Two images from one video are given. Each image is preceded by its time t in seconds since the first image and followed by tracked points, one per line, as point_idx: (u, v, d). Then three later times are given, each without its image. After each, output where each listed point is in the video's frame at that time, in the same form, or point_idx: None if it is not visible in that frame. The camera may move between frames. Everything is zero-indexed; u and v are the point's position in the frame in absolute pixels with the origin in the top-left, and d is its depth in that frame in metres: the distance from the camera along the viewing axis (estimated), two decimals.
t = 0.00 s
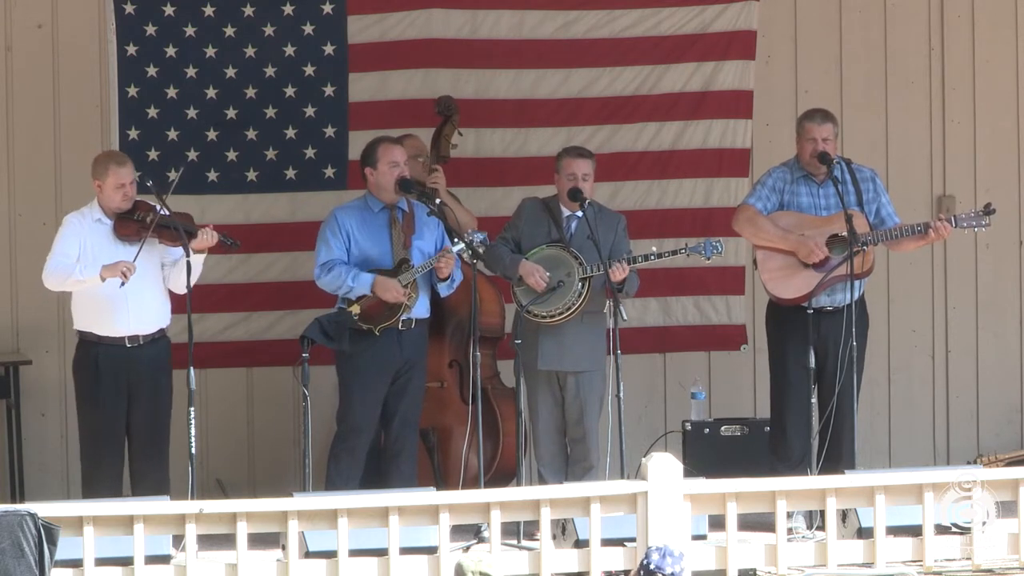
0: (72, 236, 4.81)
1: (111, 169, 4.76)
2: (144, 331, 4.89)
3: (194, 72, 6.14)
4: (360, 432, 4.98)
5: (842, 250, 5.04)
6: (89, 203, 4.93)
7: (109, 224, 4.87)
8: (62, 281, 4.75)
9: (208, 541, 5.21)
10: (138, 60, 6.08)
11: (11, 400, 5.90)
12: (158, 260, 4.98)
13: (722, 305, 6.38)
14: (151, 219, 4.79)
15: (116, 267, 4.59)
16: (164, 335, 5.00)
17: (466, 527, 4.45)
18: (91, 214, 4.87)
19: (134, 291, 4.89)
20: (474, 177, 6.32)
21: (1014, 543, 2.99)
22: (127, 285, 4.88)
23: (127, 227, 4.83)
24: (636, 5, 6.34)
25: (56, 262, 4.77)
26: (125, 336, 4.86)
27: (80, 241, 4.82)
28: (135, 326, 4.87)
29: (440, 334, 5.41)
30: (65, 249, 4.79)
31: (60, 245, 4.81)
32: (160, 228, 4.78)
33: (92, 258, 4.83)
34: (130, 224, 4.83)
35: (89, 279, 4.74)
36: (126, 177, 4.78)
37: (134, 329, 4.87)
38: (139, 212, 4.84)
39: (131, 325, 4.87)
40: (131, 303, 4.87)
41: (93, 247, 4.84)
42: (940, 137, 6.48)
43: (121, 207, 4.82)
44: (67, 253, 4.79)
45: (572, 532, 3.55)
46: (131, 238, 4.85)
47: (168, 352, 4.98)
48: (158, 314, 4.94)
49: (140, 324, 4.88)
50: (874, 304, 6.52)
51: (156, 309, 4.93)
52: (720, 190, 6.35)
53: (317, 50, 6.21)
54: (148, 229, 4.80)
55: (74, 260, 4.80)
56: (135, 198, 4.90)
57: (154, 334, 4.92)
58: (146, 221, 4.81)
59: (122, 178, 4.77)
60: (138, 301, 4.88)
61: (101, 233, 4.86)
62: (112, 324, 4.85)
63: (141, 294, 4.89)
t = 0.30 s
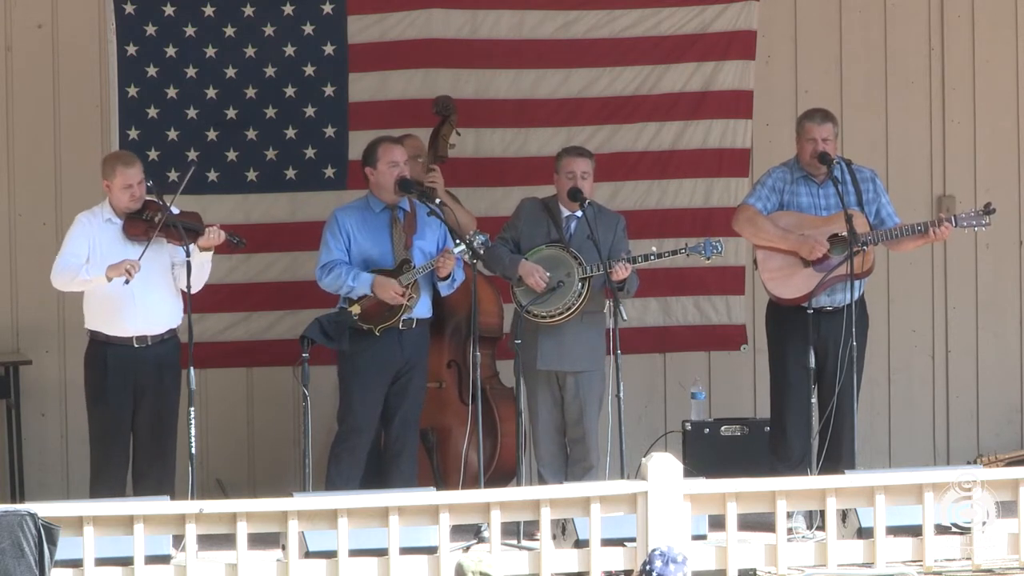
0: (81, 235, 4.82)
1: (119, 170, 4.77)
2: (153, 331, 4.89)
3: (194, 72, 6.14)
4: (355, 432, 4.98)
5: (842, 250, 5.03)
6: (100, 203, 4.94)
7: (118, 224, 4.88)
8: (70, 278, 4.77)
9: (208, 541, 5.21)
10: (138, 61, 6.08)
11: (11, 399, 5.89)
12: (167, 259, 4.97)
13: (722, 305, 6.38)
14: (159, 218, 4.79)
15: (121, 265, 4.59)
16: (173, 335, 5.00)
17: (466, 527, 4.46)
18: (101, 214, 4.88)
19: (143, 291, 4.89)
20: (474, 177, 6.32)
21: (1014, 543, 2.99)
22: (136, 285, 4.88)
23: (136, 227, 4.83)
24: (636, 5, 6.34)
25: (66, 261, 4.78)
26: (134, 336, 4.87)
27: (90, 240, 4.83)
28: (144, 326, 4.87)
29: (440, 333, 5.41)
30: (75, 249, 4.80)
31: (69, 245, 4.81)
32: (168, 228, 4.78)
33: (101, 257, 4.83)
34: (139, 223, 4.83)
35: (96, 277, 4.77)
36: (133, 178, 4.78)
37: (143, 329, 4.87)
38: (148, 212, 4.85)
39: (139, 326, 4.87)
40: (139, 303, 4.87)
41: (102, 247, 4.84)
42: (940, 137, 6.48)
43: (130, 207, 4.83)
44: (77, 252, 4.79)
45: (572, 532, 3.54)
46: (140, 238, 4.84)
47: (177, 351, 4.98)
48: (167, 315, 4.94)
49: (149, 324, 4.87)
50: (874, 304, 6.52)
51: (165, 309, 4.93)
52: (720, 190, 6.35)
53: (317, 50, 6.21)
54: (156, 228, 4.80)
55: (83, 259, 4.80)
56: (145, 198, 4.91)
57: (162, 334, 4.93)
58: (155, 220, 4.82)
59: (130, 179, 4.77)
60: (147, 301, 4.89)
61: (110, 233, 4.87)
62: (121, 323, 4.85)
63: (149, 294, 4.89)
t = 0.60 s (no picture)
0: (85, 237, 4.83)
1: (124, 170, 4.77)
2: (158, 331, 4.90)
3: (194, 72, 6.14)
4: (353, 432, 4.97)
5: (842, 250, 5.05)
6: (107, 204, 4.96)
7: (124, 225, 4.89)
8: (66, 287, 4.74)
9: (208, 541, 5.21)
10: (138, 60, 6.08)
11: (11, 399, 5.89)
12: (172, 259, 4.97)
13: (722, 305, 6.38)
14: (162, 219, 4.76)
15: (110, 280, 4.55)
16: (179, 335, 5.01)
17: (466, 526, 4.46)
18: (106, 215, 4.89)
19: (146, 292, 4.89)
20: (474, 177, 6.32)
21: (1014, 543, 2.98)
22: (138, 287, 4.88)
23: (141, 228, 4.84)
24: (636, 5, 6.34)
25: (66, 266, 4.77)
26: (139, 336, 4.87)
27: (93, 242, 4.85)
28: (149, 326, 4.88)
29: (440, 334, 5.40)
30: (77, 252, 4.81)
31: (72, 248, 4.83)
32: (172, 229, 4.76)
33: (106, 259, 4.86)
34: (144, 224, 4.83)
35: (86, 290, 4.73)
36: (140, 179, 4.78)
37: (148, 329, 4.88)
38: (153, 212, 4.83)
39: (143, 327, 4.87)
40: (143, 304, 4.87)
41: (106, 248, 4.86)
42: (940, 137, 6.48)
43: (135, 208, 4.83)
44: (79, 256, 4.81)
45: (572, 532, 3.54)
46: (145, 238, 4.85)
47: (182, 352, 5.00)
48: (171, 316, 4.94)
49: (154, 324, 4.88)
50: (874, 304, 6.52)
51: (169, 309, 4.93)
52: (720, 190, 6.35)
53: (317, 50, 6.21)
54: (160, 229, 4.79)
55: (86, 263, 4.81)
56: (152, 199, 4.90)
57: (168, 334, 4.93)
58: (158, 221, 4.80)
59: (136, 180, 4.77)
60: (151, 302, 4.89)
61: (115, 234, 4.89)
62: (126, 324, 4.86)
63: (153, 295, 4.90)
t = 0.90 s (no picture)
0: (85, 239, 4.86)
1: (126, 170, 4.78)
2: (159, 331, 4.91)
3: (194, 72, 6.14)
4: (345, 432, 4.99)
5: (842, 251, 5.04)
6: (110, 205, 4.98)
7: (126, 225, 4.91)
8: (61, 290, 4.74)
9: (208, 540, 5.22)
10: (138, 60, 6.08)
11: (11, 400, 5.89)
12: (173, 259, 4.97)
13: (722, 305, 6.38)
14: (163, 219, 4.74)
15: (96, 294, 4.53)
16: (182, 335, 5.01)
17: (466, 527, 4.47)
18: (108, 215, 4.92)
19: (147, 292, 4.90)
20: (474, 177, 6.32)
21: (1014, 543, 2.98)
22: (139, 288, 4.89)
23: (143, 228, 4.83)
24: (636, 5, 6.35)
25: (64, 268, 4.77)
26: (140, 336, 4.88)
27: (94, 243, 4.87)
28: (150, 326, 4.88)
29: (440, 334, 5.44)
30: (78, 254, 4.83)
31: (73, 250, 4.85)
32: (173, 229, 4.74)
33: (107, 260, 4.89)
34: (145, 224, 4.82)
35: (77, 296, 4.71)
36: (141, 179, 4.79)
37: (149, 329, 4.89)
38: (154, 213, 4.82)
39: (144, 327, 4.88)
40: (144, 304, 4.88)
41: (107, 249, 4.89)
42: (941, 137, 6.48)
43: (136, 208, 4.83)
44: (79, 257, 4.83)
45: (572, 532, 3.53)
46: (146, 238, 4.84)
47: (185, 353, 5.00)
48: (173, 315, 4.94)
49: (155, 324, 4.89)
50: (874, 304, 6.52)
51: (171, 309, 4.94)
52: (720, 190, 6.35)
53: (317, 50, 6.20)
54: (160, 229, 4.78)
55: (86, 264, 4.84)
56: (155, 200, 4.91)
57: (170, 334, 4.94)
58: (159, 221, 4.79)
59: (136, 179, 4.78)
60: (151, 302, 4.90)
61: (117, 234, 4.91)
62: (127, 325, 4.87)
63: (154, 295, 4.91)
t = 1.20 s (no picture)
0: (86, 239, 4.86)
1: (126, 170, 4.78)
2: (160, 332, 4.91)
3: (194, 72, 6.14)
4: (341, 431, 5.02)
5: (842, 251, 5.04)
6: (112, 205, 4.98)
7: (127, 225, 4.91)
8: (57, 295, 4.75)
9: (208, 540, 5.22)
10: (138, 60, 6.08)
11: (11, 400, 5.88)
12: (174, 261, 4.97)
13: (722, 305, 6.38)
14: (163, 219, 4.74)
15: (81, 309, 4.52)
16: (183, 336, 5.01)
17: (465, 527, 4.47)
18: (110, 215, 4.92)
19: (147, 293, 4.90)
20: (474, 177, 6.32)
21: (1014, 543, 2.98)
22: (139, 289, 4.89)
23: (143, 228, 4.82)
24: (636, 5, 6.35)
25: (63, 271, 4.79)
26: (141, 337, 4.88)
27: (95, 244, 4.87)
28: (150, 328, 4.88)
29: (440, 334, 5.44)
30: (78, 255, 4.84)
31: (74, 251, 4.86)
32: (174, 229, 4.74)
33: (107, 261, 4.89)
34: (145, 224, 4.82)
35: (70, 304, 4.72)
36: (141, 179, 4.79)
37: (150, 330, 4.89)
38: (155, 213, 4.81)
39: (144, 328, 4.88)
40: (145, 305, 4.88)
41: (108, 250, 4.89)
42: (941, 137, 6.48)
43: (137, 208, 4.83)
44: (80, 258, 4.83)
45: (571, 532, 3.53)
46: (146, 239, 4.84)
47: (185, 353, 5.00)
48: (173, 316, 4.94)
49: (156, 325, 4.89)
50: (874, 304, 6.52)
51: (171, 310, 4.94)
52: (720, 190, 6.35)
53: (317, 50, 6.20)
54: (160, 229, 4.78)
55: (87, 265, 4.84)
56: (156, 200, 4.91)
57: (170, 335, 4.94)
58: (159, 221, 4.79)
59: (136, 179, 4.78)
60: (152, 302, 4.90)
61: (118, 235, 4.91)
62: (128, 326, 4.87)
63: (154, 297, 4.91)
